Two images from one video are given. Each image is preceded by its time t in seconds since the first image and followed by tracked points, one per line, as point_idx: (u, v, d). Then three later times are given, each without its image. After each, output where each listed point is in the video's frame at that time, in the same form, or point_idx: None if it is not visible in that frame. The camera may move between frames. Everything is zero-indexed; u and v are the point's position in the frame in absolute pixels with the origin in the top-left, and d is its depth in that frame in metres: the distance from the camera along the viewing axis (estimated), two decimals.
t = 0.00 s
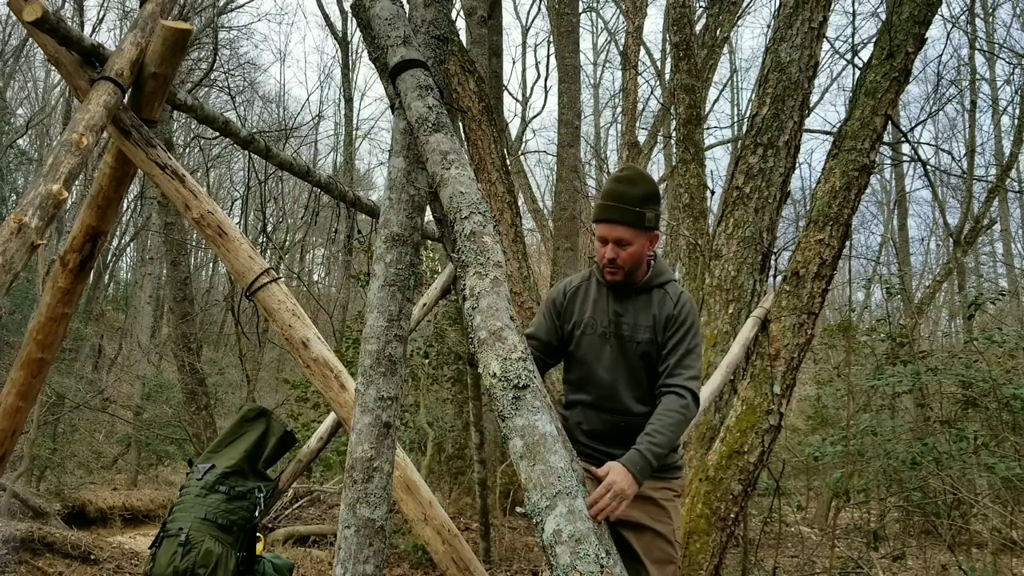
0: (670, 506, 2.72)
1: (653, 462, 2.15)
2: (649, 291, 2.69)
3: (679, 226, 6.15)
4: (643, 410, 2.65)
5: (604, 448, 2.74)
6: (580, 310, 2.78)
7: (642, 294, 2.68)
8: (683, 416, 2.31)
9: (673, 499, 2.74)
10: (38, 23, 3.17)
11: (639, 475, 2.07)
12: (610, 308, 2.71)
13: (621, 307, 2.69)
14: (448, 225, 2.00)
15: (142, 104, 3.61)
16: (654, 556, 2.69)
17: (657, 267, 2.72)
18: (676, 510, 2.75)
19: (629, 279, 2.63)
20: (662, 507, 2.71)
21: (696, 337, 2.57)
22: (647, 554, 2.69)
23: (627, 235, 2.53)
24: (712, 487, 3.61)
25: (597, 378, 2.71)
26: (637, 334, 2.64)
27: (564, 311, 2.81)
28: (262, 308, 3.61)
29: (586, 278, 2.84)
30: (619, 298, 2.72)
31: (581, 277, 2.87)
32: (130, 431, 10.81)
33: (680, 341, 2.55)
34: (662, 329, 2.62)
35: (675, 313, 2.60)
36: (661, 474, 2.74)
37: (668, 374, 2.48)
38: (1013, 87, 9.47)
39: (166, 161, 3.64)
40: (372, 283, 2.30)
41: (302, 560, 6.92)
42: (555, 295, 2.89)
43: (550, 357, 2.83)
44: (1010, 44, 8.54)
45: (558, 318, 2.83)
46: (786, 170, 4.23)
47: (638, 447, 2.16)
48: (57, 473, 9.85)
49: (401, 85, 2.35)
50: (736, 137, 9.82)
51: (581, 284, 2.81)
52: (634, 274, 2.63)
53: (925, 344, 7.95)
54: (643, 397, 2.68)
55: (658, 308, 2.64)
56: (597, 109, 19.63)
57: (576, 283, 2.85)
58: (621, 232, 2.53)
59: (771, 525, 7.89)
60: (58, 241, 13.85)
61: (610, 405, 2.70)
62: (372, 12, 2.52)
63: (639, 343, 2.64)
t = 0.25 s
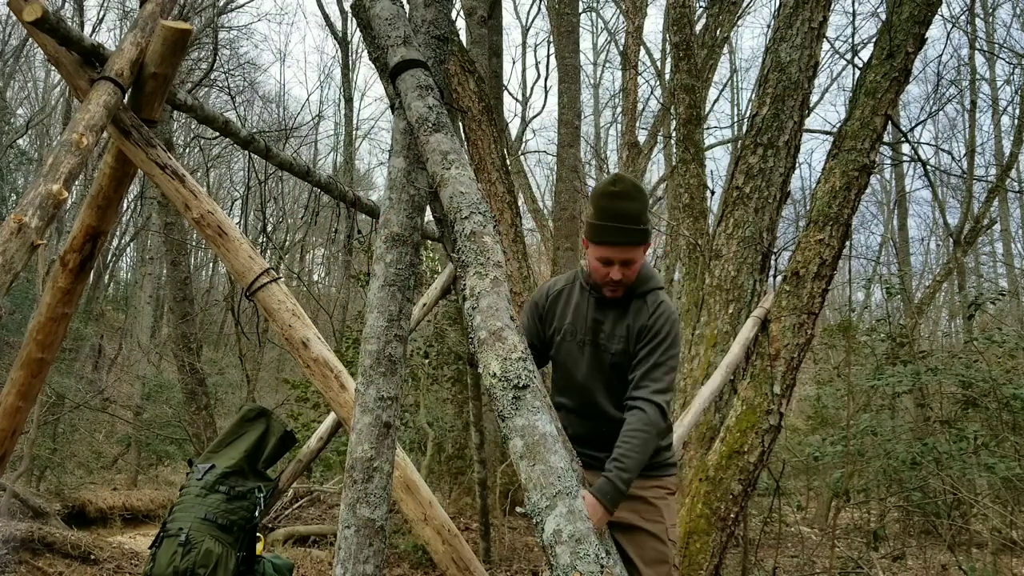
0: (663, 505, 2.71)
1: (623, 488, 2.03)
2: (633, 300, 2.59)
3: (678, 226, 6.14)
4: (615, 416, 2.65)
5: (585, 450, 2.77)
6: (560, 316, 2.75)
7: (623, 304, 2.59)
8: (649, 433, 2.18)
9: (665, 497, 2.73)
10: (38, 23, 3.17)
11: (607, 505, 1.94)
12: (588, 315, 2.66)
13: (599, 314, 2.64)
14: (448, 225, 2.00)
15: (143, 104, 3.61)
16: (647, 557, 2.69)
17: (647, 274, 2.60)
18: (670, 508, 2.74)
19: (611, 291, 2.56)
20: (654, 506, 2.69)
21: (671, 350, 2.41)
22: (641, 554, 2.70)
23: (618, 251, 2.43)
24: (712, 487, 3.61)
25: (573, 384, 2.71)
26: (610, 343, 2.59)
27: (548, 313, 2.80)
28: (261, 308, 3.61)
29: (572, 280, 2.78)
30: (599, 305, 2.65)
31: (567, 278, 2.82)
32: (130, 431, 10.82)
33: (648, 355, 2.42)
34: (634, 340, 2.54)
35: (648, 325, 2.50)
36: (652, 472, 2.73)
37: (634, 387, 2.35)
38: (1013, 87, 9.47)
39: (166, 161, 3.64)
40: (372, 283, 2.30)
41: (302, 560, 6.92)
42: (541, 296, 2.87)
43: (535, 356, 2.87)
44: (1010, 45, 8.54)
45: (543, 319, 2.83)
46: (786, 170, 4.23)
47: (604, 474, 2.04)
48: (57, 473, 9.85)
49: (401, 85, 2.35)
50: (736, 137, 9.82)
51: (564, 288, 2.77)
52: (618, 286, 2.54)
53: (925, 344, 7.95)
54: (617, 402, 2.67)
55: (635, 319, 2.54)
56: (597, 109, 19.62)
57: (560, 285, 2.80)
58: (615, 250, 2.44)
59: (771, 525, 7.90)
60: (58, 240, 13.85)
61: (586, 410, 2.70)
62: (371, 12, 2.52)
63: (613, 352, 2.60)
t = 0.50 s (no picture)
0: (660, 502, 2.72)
1: (611, 496, 2.06)
2: (630, 310, 2.60)
3: (678, 226, 6.14)
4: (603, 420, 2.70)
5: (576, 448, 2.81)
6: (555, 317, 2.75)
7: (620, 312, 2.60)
8: (639, 443, 2.24)
9: (663, 494, 2.73)
10: (38, 23, 3.17)
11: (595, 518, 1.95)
12: (584, 320, 2.65)
13: (595, 320, 2.64)
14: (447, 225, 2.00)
15: (142, 104, 3.61)
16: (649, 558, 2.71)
17: (645, 283, 2.61)
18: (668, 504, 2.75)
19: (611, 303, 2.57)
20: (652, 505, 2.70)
21: (665, 364, 2.45)
22: (642, 554, 2.71)
23: (622, 265, 2.43)
24: (712, 487, 3.62)
25: (564, 385, 2.73)
26: (604, 349, 2.61)
27: (542, 313, 2.79)
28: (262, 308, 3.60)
29: (568, 281, 2.77)
30: (596, 310, 2.65)
31: (564, 278, 2.80)
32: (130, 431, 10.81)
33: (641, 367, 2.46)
34: (627, 349, 2.56)
35: (644, 336, 2.52)
36: (648, 471, 2.74)
37: (626, 397, 2.39)
38: (1013, 87, 9.47)
39: (166, 162, 3.64)
40: (373, 282, 2.30)
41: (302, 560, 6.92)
42: (536, 293, 2.85)
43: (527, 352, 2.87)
44: (1010, 45, 8.54)
45: (537, 317, 2.82)
46: (786, 170, 4.23)
47: (593, 482, 2.07)
48: (57, 473, 9.85)
49: (400, 85, 2.35)
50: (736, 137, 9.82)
51: (561, 288, 2.75)
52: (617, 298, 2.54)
53: (925, 344, 7.95)
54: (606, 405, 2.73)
55: (632, 329, 2.56)
56: (597, 109, 19.62)
57: (556, 285, 2.78)
58: (621, 266, 2.43)
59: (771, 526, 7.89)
60: (58, 241, 13.86)
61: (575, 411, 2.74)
62: (370, 12, 2.52)
63: (606, 358, 2.62)
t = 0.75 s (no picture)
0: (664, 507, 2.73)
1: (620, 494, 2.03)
2: (633, 311, 2.61)
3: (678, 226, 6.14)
4: (610, 422, 2.70)
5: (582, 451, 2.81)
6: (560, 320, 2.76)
7: (624, 314, 2.61)
8: (650, 443, 2.22)
9: (665, 498, 2.74)
10: (38, 22, 3.17)
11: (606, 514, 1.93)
12: (589, 322, 2.66)
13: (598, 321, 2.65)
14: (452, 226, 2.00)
15: (142, 104, 3.61)
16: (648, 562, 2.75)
17: (649, 284, 2.62)
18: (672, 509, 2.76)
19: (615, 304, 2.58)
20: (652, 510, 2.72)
21: (670, 365, 2.45)
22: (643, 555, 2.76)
23: (625, 264, 2.43)
24: (712, 487, 3.62)
25: (569, 387, 2.74)
26: (608, 351, 2.62)
27: (547, 315, 2.80)
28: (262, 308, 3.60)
29: (572, 283, 2.78)
30: (600, 312, 2.66)
31: (568, 280, 2.81)
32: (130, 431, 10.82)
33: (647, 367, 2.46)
34: (632, 350, 2.56)
35: (648, 337, 2.52)
36: (653, 476, 2.73)
37: (634, 399, 2.37)
38: (1013, 87, 9.48)
39: (166, 162, 3.63)
40: (377, 284, 2.31)
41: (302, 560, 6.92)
42: (540, 296, 2.87)
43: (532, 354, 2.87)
44: (1010, 44, 8.54)
45: (542, 320, 2.83)
46: (786, 170, 4.23)
47: (604, 479, 2.05)
48: (57, 473, 9.85)
49: (406, 87, 2.35)
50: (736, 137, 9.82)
51: (565, 290, 2.76)
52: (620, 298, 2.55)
53: (925, 344, 7.95)
54: (612, 407, 2.73)
55: (636, 330, 2.56)
56: (597, 109, 19.62)
57: (560, 287, 2.80)
58: (624, 265, 2.44)
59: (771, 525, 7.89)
60: (58, 241, 13.86)
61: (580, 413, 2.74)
62: (377, 14, 2.52)
63: (611, 359, 2.63)
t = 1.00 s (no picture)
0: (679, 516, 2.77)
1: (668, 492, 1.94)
2: (653, 312, 2.59)
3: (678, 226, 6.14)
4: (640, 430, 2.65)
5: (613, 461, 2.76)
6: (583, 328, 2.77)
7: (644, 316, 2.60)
8: (689, 440, 2.14)
9: (682, 507, 2.77)
10: (38, 22, 3.17)
11: (654, 515, 1.85)
12: (610, 328, 2.67)
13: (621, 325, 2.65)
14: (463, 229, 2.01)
15: (142, 104, 3.61)
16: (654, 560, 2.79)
17: (666, 285, 2.60)
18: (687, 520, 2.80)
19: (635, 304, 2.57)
20: (666, 513, 2.77)
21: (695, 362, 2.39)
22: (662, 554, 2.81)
23: (638, 260, 2.42)
24: (712, 487, 3.62)
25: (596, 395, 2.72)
26: (633, 355, 2.60)
27: (570, 325, 2.82)
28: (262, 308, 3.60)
29: (594, 291, 2.80)
30: (621, 317, 2.66)
31: (590, 289, 2.84)
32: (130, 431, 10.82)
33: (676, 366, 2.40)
34: (657, 351, 2.53)
35: (670, 337, 2.49)
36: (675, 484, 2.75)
37: (668, 399, 2.30)
38: (1013, 87, 9.48)
39: (166, 162, 3.63)
40: (388, 285, 2.34)
41: (302, 560, 6.91)
42: (562, 307, 2.90)
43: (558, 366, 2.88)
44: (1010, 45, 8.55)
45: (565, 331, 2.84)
46: (786, 170, 4.23)
47: (649, 477, 1.95)
48: (57, 473, 9.84)
49: (419, 92, 2.36)
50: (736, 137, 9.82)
51: (586, 298, 2.79)
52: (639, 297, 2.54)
53: (925, 344, 7.95)
54: (643, 416, 2.67)
55: (658, 331, 2.53)
56: (597, 109, 19.63)
57: (580, 297, 2.83)
58: (636, 262, 2.42)
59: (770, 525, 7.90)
60: (58, 241, 13.87)
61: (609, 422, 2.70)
62: (390, 21, 2.54)
63: (636, 364, 2.60)
